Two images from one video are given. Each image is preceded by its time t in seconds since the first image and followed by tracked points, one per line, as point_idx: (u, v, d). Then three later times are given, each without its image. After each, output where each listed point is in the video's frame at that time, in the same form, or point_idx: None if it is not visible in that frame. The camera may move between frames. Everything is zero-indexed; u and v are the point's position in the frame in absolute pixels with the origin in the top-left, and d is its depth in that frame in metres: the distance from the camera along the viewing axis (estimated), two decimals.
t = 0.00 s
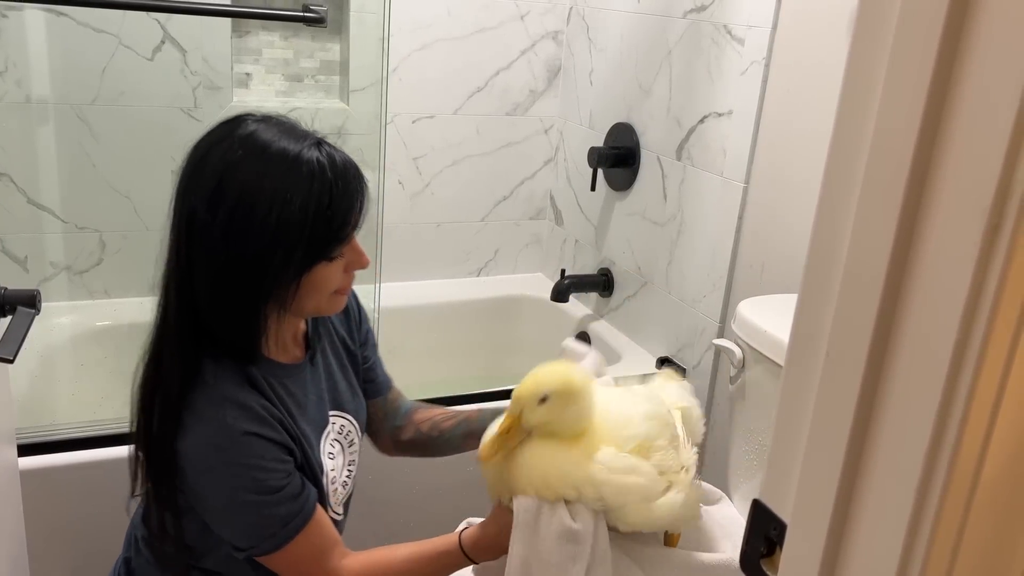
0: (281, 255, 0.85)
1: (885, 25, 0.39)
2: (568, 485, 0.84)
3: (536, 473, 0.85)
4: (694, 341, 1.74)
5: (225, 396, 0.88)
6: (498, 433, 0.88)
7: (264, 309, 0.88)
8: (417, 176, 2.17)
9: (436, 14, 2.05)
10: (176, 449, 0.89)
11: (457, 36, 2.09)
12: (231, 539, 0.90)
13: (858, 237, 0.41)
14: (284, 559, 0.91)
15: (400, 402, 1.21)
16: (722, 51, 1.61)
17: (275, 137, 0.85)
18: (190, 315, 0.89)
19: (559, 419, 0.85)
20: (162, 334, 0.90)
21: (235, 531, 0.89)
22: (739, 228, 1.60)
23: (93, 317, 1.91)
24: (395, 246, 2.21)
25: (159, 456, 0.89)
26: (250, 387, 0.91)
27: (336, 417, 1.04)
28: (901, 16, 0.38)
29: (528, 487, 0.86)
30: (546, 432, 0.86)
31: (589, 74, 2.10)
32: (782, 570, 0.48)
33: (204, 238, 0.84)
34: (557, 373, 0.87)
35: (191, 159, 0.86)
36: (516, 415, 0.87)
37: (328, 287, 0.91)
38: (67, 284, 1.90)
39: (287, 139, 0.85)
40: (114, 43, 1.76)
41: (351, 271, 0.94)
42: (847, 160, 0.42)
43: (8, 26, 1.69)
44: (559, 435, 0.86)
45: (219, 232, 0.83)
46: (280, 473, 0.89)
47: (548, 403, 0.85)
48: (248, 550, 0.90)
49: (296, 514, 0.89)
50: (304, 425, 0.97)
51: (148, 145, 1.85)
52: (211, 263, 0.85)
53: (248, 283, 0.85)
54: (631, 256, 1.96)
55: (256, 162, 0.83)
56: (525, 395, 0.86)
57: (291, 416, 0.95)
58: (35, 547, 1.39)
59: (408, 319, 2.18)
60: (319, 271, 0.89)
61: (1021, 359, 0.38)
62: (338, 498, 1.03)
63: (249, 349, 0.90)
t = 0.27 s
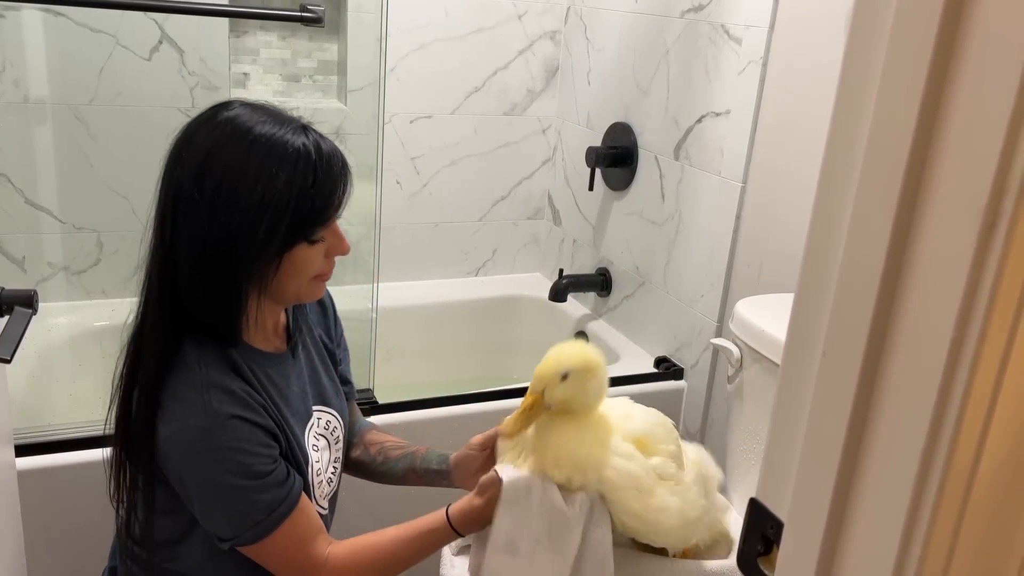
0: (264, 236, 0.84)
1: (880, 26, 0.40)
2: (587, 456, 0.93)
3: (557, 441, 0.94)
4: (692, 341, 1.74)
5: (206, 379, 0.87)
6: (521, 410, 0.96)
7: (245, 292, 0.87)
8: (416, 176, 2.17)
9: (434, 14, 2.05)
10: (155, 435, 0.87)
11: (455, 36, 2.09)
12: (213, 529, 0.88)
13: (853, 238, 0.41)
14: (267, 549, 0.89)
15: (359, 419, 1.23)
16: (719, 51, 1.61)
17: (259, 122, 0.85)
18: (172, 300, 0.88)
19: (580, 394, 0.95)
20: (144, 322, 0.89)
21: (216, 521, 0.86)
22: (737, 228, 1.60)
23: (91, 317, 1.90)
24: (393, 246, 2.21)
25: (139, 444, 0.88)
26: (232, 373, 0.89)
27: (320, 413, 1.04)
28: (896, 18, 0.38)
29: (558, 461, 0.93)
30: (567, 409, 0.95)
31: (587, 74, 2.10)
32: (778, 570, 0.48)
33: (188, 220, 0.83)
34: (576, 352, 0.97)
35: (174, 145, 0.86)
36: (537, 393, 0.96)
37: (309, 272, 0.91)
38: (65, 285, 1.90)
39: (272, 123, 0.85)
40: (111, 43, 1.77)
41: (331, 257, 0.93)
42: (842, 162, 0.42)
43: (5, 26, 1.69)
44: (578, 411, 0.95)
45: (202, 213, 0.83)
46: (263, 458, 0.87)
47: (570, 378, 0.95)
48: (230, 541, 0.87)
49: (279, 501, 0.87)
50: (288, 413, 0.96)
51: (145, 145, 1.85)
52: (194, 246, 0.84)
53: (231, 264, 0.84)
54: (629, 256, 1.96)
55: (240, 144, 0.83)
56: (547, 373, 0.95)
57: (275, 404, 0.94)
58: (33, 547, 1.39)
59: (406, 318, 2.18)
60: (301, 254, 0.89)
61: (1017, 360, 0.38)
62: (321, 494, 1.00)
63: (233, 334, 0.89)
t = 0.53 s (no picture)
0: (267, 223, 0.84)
1: (878, 26, 0.40)
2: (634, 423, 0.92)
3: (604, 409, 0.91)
4: (691, 341, 1.74)
5: (203, 363, 0.86)
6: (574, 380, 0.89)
7: (247, 281, 0.86)
8: (414, 176, 2.17)
9: (432, 14, 2.05)
10: (150, 420, 0.86)
11: (453, 36, 2.09)
12: (207, 516, 0.86)
13: (852, 238, 0.41)
14: (260, 538, 0.87)
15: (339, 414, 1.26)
16: (718, 50, 1.61)
17: (272, 113, 0.85)
18: (173, 286, 0.87)
19: (621, 363, 0.93)
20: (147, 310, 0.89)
21: (211, 506, 0.85)
22: (735, 227, 1.60)
23: (89, 318, 1.90)
24: (392, 246, 2.21)
25: (136, 429, 0.87)
26: (230, 360, 0.89)
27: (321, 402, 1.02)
28: (894, 17, 0.38)
29: (604, 433, 0.90)
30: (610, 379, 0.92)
31: (586, 74, 2.10)
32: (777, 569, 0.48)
33: (196, 206, 0.83)
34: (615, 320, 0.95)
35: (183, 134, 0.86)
36: (586, 361, 0.91)
37: (314, 264, 0.91)
38: (64, 286, 1.90)
39: (283, 114, 0.85)
40: (109, 43, 1.77)
41: (336, 251, 0.93)
42: (841, 162, 0.42)
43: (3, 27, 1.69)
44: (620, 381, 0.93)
45: (211, 199, 0.83)
46: (260, 444, 0.86)
47: (615, 346, 0.92)
48: (225, 529, 0.86)
49: (274, 488, 0.86)
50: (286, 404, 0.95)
51: (143, 145, 1.85)
52: (199, 231, 0.84)
53: (233, 250, 0.84)
54: (628, 256, 1.96)
55: (254, 133, 0.83)
56: (595, 341, 0.91)
57: (274, 394, 0.93)
58: (32, 548, 1.39)
59: (406, 318, 2.18)
60: (303, 243, 0.88)
61: (1016, 360, 0.38)
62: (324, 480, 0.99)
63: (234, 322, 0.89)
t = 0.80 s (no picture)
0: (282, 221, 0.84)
1: (877, 27, 0.40)
2: (638, 412, 0.98)
3: (611, 396, 0.97)
4: (691, 341, 1.74)
5: (214, 359, 0.86)
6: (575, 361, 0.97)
7: (258, 279, 0.86)
8: (414, 176, 2.17)
9: (432, 14, 2.05)
10: (161, 416, 0.85)
11: (453, 36, 2.09)
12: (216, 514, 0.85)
13: (851, 239, 0.41)
14: (268, 539, 0.86)
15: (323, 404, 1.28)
16: (717, 50, 1.61)
17: (291, 113, 0.85)
18: (185, 283, 0.87)
19: (629, 344, 0.98)
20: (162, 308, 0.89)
21: (220, 504, 0.84)
22: (735, 227, 1.60)
23: (89, 319, 1.90)
24: (391, 246, 2.21)
25: (145, 426, 0.86)
26: (241, 357, 0.88)
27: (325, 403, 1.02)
28: (893, 19, 0.38)
29: (607, 415, 0.97)
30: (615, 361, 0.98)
31: (585, 74, 2.10)
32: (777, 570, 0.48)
33: (213, 203, 0.83)
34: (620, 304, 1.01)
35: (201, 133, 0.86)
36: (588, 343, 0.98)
37: (324, 262, 0.90)
38: (63, 286, 1.90)
39: (303, 115, 0.86)
40: (108, 43, 1.77)
41: (347, 252, 0.93)
42: (841, 163, 0.42)
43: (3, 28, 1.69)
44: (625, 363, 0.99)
45: (228, 197, 0.83)
46: (270, 440, 0.85)
47: (618, 327, 0.98)
48: (233, 528, 0.85)
49: (284, 486, 0.85)
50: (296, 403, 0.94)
51: (143, 145, 1.85)
52: (214, 228, 0.84)
53: (248, 246, 0.84)
54: (628, 256, 1.96)
55: (274, 132, 0.83)
56: (598, 324, 0.98)
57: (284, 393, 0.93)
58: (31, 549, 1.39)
59: (405, 318, 2.18)
60: (315, 241, 0.88)
61: (1016, 361, 0.38)
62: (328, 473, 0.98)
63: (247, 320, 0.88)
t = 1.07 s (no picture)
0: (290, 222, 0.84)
1: (877, 27, 0.40)
2: (643, 408, 1.00)
3: (615, 394, 0.99)
4: (691, 340, 1.74)
5: (222, 359, 0.85)
6: (574, 354, 1.00)
7: (265, 280, 0.86)
8: (414, 177, 2.17)
9: (432, 15, 2.05)
10: (168, 415, 0.85)
11: (453, 36, 2.09)
12: (222, 515, 0.85)
13: (852, 239, 0.41)
14: (274, 540, 0.86)
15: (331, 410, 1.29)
16: (717, 50, 1.61)
17: (300, 114, 0.85)
18: (193, 283, 0.87)
19: (627, 335, 1.01)
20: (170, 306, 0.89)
21: (226, 504, 0.84)
22: (735, 227, 1.60)
23: (90, 319, 1.90)
24: (392, 246, 2.21)
25: (153, 425, 0.86)
26: (248, 357, 0.88)
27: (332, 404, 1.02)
28: (893, 19, 0.38)
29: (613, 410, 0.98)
30: (614, 352, 1.00)
31: (585, 74, 2.10)
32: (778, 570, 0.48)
33: (222, 203, 0.83)
34: (618, 297, 1.04)
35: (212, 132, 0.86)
36: (585, 336, 1.01)
37: (331, 266, 0.90)
38: (64, 287, 1.90)
39: (311, 115, 0.86)
40: (108, 44, 1.77)
41: (354, 253, 0.93)
42: (841, 163, 0.42)
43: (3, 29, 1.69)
44: (625, 356, 1.01)
45: (237, 196, 0.83)
46: (277, 441, 0.85)
47: (615, 318, 1.01)
48: (240, 528, 0.84)
49: (290, 487, 0.85)
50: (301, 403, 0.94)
51: (143, 145, 1.85)
52: (223, 228, 0.84)
53: (256, 247, 0.84)
54: (628, 255, 1.96)
55: (283, 133, 0.83)
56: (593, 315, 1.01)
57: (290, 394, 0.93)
58: (32, 550, 1.39)
59: (406, 318, 2.18)
60: (324, 243, 0.88)
61: (1017, 360, 0.38)
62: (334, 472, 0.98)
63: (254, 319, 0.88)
